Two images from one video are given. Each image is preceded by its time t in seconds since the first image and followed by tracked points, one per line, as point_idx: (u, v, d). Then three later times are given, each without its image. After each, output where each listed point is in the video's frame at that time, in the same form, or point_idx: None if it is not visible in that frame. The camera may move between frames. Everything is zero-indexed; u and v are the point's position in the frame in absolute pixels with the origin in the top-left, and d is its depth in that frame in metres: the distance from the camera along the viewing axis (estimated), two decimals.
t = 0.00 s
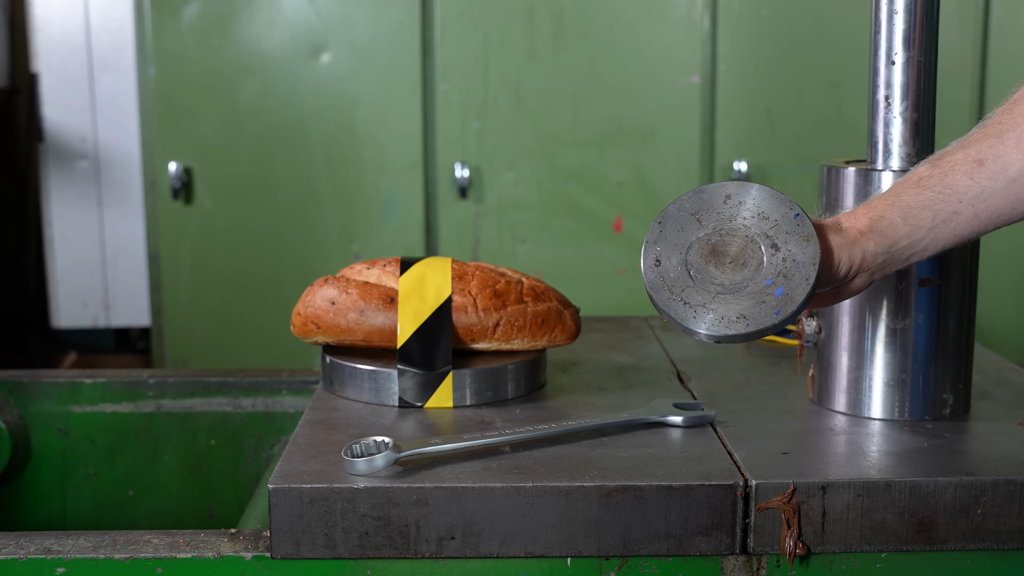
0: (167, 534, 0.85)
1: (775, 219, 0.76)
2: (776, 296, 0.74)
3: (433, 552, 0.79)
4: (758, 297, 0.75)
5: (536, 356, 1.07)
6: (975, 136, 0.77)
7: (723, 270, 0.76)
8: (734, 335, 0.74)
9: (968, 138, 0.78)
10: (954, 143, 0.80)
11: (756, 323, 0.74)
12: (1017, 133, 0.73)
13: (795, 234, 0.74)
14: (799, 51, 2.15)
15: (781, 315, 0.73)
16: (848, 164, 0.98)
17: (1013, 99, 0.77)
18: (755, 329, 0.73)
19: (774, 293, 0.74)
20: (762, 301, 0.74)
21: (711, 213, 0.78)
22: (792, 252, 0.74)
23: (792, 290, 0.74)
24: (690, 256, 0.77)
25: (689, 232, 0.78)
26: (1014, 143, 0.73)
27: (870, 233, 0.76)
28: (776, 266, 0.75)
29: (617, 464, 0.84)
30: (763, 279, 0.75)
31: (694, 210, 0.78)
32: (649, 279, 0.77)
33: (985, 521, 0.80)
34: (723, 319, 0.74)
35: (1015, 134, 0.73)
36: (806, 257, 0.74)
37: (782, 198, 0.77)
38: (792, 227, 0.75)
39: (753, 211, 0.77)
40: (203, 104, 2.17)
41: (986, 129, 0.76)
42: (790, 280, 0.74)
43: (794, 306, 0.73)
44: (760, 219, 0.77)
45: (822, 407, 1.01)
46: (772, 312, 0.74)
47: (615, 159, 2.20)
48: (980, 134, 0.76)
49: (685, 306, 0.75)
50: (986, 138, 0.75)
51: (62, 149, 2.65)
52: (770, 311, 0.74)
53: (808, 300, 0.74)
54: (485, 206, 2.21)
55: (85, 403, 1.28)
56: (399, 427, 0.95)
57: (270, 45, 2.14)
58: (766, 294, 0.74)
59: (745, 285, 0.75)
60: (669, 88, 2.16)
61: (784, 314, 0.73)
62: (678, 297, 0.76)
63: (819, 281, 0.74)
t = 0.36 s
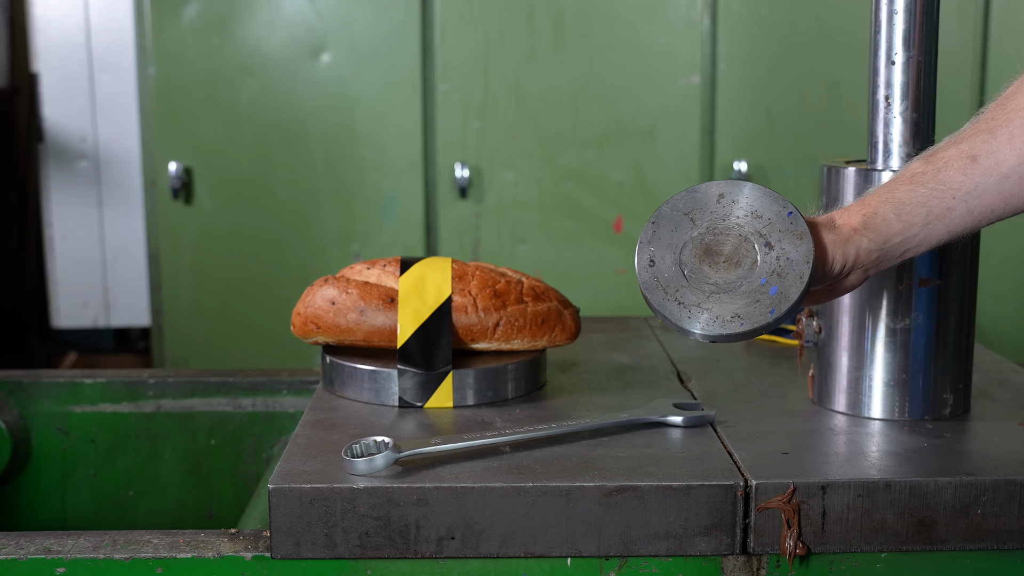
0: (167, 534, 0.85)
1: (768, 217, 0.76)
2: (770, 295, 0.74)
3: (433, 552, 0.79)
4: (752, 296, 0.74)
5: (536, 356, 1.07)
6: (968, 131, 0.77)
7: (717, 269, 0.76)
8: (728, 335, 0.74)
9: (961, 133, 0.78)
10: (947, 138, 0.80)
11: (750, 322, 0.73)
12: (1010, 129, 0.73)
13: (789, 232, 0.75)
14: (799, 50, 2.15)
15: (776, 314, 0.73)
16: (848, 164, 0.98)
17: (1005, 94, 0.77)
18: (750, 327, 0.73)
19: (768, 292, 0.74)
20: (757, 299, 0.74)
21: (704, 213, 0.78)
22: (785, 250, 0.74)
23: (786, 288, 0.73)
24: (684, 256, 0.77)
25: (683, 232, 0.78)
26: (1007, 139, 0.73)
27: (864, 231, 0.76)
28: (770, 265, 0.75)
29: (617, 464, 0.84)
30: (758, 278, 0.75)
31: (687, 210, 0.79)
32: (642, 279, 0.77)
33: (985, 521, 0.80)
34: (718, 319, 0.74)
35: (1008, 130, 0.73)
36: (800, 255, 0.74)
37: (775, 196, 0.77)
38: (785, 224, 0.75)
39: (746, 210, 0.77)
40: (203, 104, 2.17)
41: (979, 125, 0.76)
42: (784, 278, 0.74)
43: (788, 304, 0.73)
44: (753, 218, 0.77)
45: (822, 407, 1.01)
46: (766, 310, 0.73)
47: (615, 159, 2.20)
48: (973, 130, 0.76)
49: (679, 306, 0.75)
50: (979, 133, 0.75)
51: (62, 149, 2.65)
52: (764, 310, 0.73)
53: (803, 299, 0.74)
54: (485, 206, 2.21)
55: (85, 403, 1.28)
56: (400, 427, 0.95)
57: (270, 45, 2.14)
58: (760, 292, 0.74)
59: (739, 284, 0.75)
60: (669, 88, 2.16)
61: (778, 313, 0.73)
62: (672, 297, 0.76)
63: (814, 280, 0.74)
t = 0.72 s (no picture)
0: (167, 534, 0.85)
1: (756, 221, 0.76)
2: (759, 298, 0.74)
3: (433, 552, 0.79)
4: (741, 300, 0.74)
5: (536, 356, 1.07)
6: (958, 134, 0.77)
7: (705, 274, 0.76)
8: (718, 339, 0.73)
9: (951, 137, 0.78)
10: (939, 142, 0.80)
11: (740, 325, 0.73)
12: (999, 132, 0.73)
13: (777, 235, 0.75)
14: (799, 51, 2.15)
15: (765, 317, 0.73)
16: (848, 164, 0.98)
17: (996, 97, 0.77)
18: (739, 331, 0.73)
19: (757, 296, 0.74)
20: (746, 303, 0.74)
21: (692, 218, 0.78)
22: (774, 254, 0.74)
23: (775, 291, 0.73)
24: (673, 261, 0.77)
25: (671, 237, 0.78)
26: (996, 142, 0.73)
27: (853, 234, 0.76)
28: (759, 268, 0.75)
29: (617, 464, 0.84)
30: (746, 282, 0.75)
31: (675, 215, 0.79)
32: (631, 283, 0.77)
33: (985, 521, 0.80)
34: (707, 323, 0.74)
35: (997, 133, 0.73)
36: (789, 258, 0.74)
37: (763, 200, 0.77)
38: (773, 228, 0.75)
39: (734, 214, 0.78)
40: (202, 105, 2.17)
41: (969, 128, 0.76)
42: (772, 282, 0.74)
43: (778, 308, 0.73)
44: (741, 222, 0.77)
45: (821, 407, 1.01)
46: (755, 314, 0.73)
47: (615, 159, 2.20)
48: (964, 133, 0.76)
49: (668, 311, 0.75)
50: (969, 137, 0.75)
51: (62, 149, 2.65)
52: (753, 313, 0.73)
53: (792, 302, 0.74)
54: (485, 206, 2.21)
55: (85, 403, 1.28)
56: (400, 427, 0.95)
57: (270, 45, 2.14)
58: (749, 296, 0.74)
59: (728, 288, 0.75)
60: (669, 88, 2.16)
61: (767, 316, 0.73)
62: (661, 301, 0.75)
63: (802, 284, 0.74)
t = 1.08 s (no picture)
0: (167, 534, 0.85)
1: (747, 220, 0.76)
2: (751, 297, 0.74)
3: (433, 552, 0.79)
4: (732, 299, 0.74)
5: (536, 356, 1.07)
6: (950, 133, 0.77)
7: (697, 273, 0.76)
8: (709, 338, 0.74)
9: (943, 135, 0.78)
10: (930, 140, 0.80)
11: (731, 325, 0.74)
12: (991, 131, 0.73)
13: (769, 234, 0.75)
14: (799, 51, 2.15)
15: (756, 317, 0.73)
16: (848, 164, 0.98)
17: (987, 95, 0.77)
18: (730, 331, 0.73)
19: (748, 295, 0.74)
20: (737, 303, 0.74)
21: (684, 216, 0.78)
22: (766, 253, 0.74)
23: (766, 291, 0.73)
24: (664, 260, 0.77)
25: (662, 235, 0.77)
26: (988, 141, 0.73)
27: (845, 233, 0.76)
28: (750, 267, 0.75)
29: (617, 464, 0.84)
30: (737, 281, 0.75)
31: (666, 213, 0.78)
32: (622, 282, 0.76)
33: (985, 521, 0.80)
34: (698, 322, 0.74)
35: (989, 131, 0.73)
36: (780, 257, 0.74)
37: (754, 197, 0.77)
38: (765, 227, 0.75)
39: (726, 212, 0.77)
40: (202, 104, 2.17)
41: (961, 126, 0.76)
42: (764, 281, 0.74)
43: (769, 307, 0.73)
44: (733, 220, 0.77)
45: (822, 407, 1.01)
46: (746, 313, 0.73)
47: (615, 159, 2.20)
48: (956, 131, 0.76)
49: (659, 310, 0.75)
50: (961, 135, 0.75)
51: (62, 149, 2.64)
52: (744, 313, 0.73)
53: (782, 301, 0.74)
54: (485, 206, 2.21)
55: (85, 403, 1.28)
56: (400, 427, 0.95)
57: (270, 45, 2.14)
58: (740, 295, 0.74)
59: (719, 287, 0.75)
60: (669, 88, 2.16)
61: (758, 316, 0.73)
62: (652, 300, 0.76)
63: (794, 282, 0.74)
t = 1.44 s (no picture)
0: (167, 534, 0.85)
1: (742, 218, 0.76)
2: (745, 295, 0.74)
3: (433, 552, 0.79)
4: (727, 297, 0.74)
5: (536, 356, 1.07)
6: (946, 131, 0.77)
7: (691, 271, 0.76)
8: (703, 336, 0.73)
9: (938, 134, 0.78)
10: (926, 139, 0.80)
11: (725, 322, 0.73)
12: (987, 130, 0.73)
13: (763, 231, 0.75)
14: (799, 51, 2.15)
15: (750, 314, 0.73)
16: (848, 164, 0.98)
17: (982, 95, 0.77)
18: (725, 327, 0.73)
19: (743, 292, 0.74)
20: (731, 300, 0.74)
21: (678, 215, 0.78)
22: (760, 250, 0.74)
23: (761, 288, 0.73)
24: (658, 258, 0.77)
25: (657, 234, 0.78)
26: (983, 139, 0.73)
27: (840, 231, 0.76)
28: (744, 265, 0.75)
29: (617, 464, 0.84)
30: (732, 279, 0.75)
31: (661, 211, 0.78)
32: (616, 280, 0.76)
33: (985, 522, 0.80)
34: (693, 320, 0.74)
35: (985, 129, 0.73)
36: (774, 254, 0.74)
37: (748, 196, 0.78)
38: (759, 225, 0.75)
39: (720, 210, 0.77)
40: (202, 105, 2.17)
41: (956, 125, 0.76)
42: (758, 278, 0.74)
43: (763, 304, 0.73)
44: (727, 219, 0.77)
45: (821, 407, 1.01)
46: (741, 311, 0.73)
47: (615, 159, 2.20)
48: (951, 130, 0.76)
49: (653, 307, 0.75)
50: (956, 134, 0.75)
51: (62, 149, 2.64)
52: (738, 310, 0.73)
53: (777, 299, 0.74)
54: (485, 206, 2.21)
55: (85, 403, 1.28)
56: (400, 427, 0.95)
57: (270, 45, 2.14)
58: (734, 292, 0.74)
59: (713, 285, 0.75)
60: (669, 88, 2.16)
61: (753, 313, 0.73)
62: (646, 298, 0.75)
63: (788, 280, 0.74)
